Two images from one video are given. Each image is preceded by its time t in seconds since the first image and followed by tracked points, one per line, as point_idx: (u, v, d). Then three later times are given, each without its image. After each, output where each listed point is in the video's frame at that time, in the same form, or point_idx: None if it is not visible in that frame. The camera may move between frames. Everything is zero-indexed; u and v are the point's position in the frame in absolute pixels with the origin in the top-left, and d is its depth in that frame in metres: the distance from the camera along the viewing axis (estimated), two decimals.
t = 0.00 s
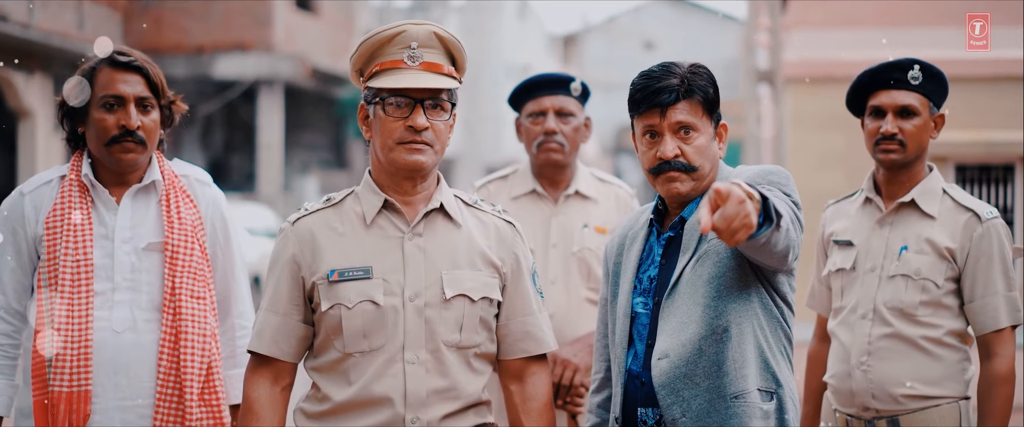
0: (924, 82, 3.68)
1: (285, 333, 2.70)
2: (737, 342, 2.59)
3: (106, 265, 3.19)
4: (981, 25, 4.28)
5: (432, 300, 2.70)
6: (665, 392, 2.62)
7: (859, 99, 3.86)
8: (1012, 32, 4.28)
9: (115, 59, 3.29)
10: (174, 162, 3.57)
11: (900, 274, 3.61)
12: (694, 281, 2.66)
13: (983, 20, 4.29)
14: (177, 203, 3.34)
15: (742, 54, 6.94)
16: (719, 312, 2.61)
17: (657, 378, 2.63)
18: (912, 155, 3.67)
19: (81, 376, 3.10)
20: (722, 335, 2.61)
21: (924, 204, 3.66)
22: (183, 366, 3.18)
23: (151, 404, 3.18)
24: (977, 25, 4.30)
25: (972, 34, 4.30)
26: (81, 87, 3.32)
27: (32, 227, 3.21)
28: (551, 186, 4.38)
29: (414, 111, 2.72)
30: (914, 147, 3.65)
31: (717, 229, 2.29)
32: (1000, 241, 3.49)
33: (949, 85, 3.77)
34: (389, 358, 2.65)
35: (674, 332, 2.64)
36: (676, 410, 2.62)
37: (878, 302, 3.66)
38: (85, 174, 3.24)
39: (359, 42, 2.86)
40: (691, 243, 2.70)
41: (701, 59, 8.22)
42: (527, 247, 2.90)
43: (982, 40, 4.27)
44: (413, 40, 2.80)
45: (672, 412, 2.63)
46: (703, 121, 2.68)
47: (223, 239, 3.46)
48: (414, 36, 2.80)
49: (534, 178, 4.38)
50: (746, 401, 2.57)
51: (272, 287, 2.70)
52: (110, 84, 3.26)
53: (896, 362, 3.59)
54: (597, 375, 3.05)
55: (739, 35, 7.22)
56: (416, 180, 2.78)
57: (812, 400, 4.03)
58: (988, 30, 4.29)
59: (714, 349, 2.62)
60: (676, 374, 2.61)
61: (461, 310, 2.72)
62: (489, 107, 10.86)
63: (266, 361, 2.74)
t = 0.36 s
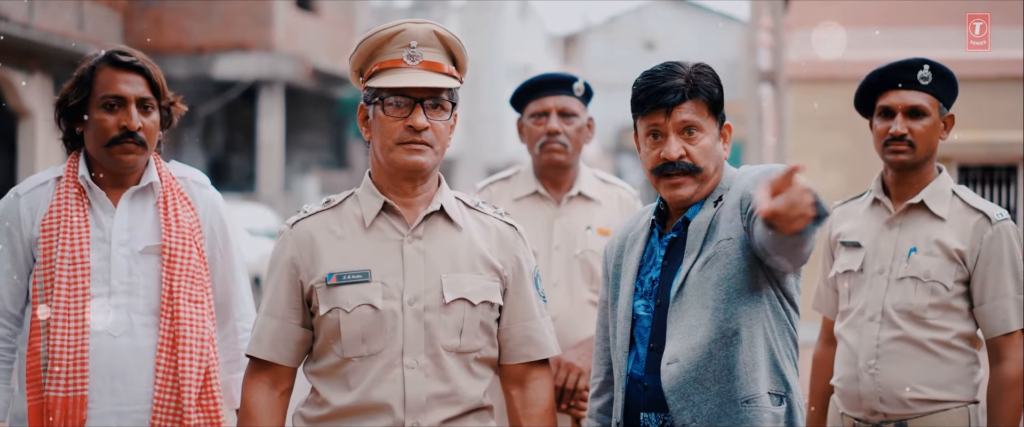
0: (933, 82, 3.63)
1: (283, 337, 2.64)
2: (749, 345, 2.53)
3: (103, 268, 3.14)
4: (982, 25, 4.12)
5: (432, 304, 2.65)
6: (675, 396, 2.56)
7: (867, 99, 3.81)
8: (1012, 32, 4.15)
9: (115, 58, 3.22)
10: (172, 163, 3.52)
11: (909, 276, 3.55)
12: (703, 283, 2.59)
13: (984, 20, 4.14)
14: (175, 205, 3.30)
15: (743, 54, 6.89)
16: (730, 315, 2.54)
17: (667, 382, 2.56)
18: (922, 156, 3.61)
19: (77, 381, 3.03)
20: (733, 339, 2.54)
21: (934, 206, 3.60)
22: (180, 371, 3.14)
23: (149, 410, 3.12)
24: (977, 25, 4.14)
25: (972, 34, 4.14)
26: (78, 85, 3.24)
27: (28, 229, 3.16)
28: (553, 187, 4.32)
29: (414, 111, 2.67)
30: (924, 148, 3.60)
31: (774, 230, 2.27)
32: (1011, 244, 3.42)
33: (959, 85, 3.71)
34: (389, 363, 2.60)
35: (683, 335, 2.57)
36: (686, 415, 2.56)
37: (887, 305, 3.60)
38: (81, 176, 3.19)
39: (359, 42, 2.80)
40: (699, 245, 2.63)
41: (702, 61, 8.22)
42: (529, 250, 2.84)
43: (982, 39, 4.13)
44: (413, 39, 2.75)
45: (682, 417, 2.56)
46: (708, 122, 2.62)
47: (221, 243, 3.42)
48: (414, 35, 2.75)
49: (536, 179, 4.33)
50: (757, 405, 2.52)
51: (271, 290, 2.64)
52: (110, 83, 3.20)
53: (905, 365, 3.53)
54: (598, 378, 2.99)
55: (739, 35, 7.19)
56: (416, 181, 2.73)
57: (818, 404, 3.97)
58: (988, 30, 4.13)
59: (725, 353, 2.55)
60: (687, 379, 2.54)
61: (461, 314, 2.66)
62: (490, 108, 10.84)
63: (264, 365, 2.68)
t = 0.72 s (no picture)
0: (942, 82, 3.57)
1: (280, 342, 2.59)
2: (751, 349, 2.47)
3: (95, 271, 3.10)
4: (982, 25, 4.05)
5: (430, 308, 2.60)
6: (678, 402, 2.49)
7: (872, 99, 3.75)
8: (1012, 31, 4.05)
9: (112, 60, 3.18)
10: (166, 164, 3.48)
11: (916, 279, 3.50)
12: (704, 289, 2.52)
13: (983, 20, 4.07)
14: (169, 207, 3.25)
15: (744, 54, 6.82)
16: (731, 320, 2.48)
17: (670, 388, 2.49)
18: (929, 157, 3.56)
19: (70, 386, 2.99)
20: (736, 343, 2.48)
21: (941, 207, 3.54)
22: (176, 376, 3.09)
23: (143, 415, 3.08)
24: (977, 25, 4.06)
25: (972, 34, 4.06)
26: (74, 86, 3.20)
27: (19, 233, 3.11)
28: (555, 188, 4.27)
29: (411, 112, 2.62)
30: (932, 148, 3.54)
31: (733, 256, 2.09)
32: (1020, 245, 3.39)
33: (966, 85, 3.66)
34: (387, 368, 2.55)
35: (687, 340, 2.50)
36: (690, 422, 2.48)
37: (894, 308, 3.55)
38: (74, 178, 3.14)
39: (355, 42, 2.76)
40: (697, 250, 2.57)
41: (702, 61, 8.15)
42: (530, 253, 2.79)
43: (982, 39, 4.03)
44: (411, 39, 2.71)
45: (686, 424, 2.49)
46: (690, 126, 2.53)
47: (217, 245, 3.37)
48: (411, 34, 2.70)
49: (538, 181, 4.27)
50: (762, 411, 2.45)
51: (267, 294, 2.59)
52: (106, 86, 3.17)
53: (912, 369, 3.47)
54: (602, 385, 2.92)
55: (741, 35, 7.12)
56: (414, 183, 2.68)
57: (823, 408, 3.91)
58: (988, 30, 4.05)
59: (729, 358, 2.48)
60: (690, 384, 2.47)
61: (460, 318, 2.61)
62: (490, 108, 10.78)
63: (261, 370, 2.63)
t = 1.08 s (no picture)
0: (949, 81, 3.51)
1: (278, 345, 2.53)
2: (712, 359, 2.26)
3: (91, 273, 3.05)
4: (982, 25, 3.89)
5: (431, 311, 2.55)
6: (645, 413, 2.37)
7: (879, 100, 3.70)
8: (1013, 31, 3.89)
9: (122, 58, 3.15)
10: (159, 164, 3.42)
11: (925, 282, 3.44)
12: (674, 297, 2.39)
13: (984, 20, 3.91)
14: (164, 206, 3.19)
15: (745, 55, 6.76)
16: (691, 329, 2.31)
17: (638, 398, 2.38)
18: (938, 157, 3.50)
19: (66, 391, 2.94)
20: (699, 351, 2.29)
21: (950, 209, 3.49)
22: (172, 379, 3.03)
23: (139, 418, 3.03)
24: (976, 25, 3.91)
25: (972, 34, 3.92)
26: (78, 84, 3.14)
27: (12, 234, 3.03)
28: (557, 189, 4.22)
29: (411, 111, 2.56)
30: (940, 149, 3.49)
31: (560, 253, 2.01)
32: None
33: (974, 85, 3.60)
34: (387, 372, 2.49)
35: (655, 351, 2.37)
36: None
37: (903, 311, 3.49)
38: (67, 179, 3.10)
39: (354, 41, 2.71)
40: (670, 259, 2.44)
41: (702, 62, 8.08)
42: (533, 255, 2.74)
43: (982, 39, 3.89)
44: (410, 38, 2.65)
45: None
46: (689, 129, 2.42)
47: (213, 246, 3.32)
48: (411, 33, 2.65)
49: (540, 182, 4.22)
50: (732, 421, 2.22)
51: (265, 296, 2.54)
52: (120, 85, 3.13)
53: (921, 373, 3.42)
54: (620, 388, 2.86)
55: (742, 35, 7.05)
56: (414, 184, 2.62)
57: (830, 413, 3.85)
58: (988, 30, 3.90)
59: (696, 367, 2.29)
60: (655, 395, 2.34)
61: (461, 321, 2.55)
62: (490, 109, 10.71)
63: (259, 374, 2.57)
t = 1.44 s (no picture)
0: (964, 81, 3.45)
1: (280, 351, 2.47)
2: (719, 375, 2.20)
3: (93, 278, 2.97)
4: (982, 25, 3.74)
5: (437, 316, 2.49)
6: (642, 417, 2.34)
7: (892, 99, 3.65)
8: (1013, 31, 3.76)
9: (128, 60, 3.04)
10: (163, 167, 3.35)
11: (939, 285, 3.38)
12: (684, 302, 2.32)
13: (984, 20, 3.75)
14: (169, 212, 3.13)
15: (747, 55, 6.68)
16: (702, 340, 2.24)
17: (638, 402, 2.35)
18: (953, 158, 3.43)
19: (68, 397, 2.87)
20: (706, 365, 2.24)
21: (965, 211, 3.42)
22: (175, 386, 2.99)
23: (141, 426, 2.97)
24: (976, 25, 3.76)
25: (972, 34, 3.78)
26: (81, 88, 3.01)
27: (13, 237, 2.97)
28: (564, 190, 4.16)
29: (416, 112, 2.51)
30: (955, 150, 3.42)
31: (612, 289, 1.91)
32: None
33: (989, 84, 3.53)
34: (391, 378, 2.44)
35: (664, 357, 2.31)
36: None
37: (917, 315, 3.43)
38: (70, 180, 3.02)
39: (358, 42, 2.66)
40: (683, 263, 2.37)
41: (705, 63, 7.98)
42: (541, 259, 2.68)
43: (982, 39, 3.74)
44: (415, 37, 2.60)
45: None
46: (700, 130, 2.35)
47: (216, 250, 3.26)
48: (416, 32, 2.60)
49: (546, 183, 4.16)
50: None
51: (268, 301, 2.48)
52: (128, 87, 3.02)
53: (935, 378, 3.35)
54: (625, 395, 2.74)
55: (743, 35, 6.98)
56: (420, 186, 2.57)
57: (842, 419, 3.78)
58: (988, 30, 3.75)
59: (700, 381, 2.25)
60: (656, 403, 2.30)
61: (467, 327, 2.49)
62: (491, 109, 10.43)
63: (261, 380, 2.51)
